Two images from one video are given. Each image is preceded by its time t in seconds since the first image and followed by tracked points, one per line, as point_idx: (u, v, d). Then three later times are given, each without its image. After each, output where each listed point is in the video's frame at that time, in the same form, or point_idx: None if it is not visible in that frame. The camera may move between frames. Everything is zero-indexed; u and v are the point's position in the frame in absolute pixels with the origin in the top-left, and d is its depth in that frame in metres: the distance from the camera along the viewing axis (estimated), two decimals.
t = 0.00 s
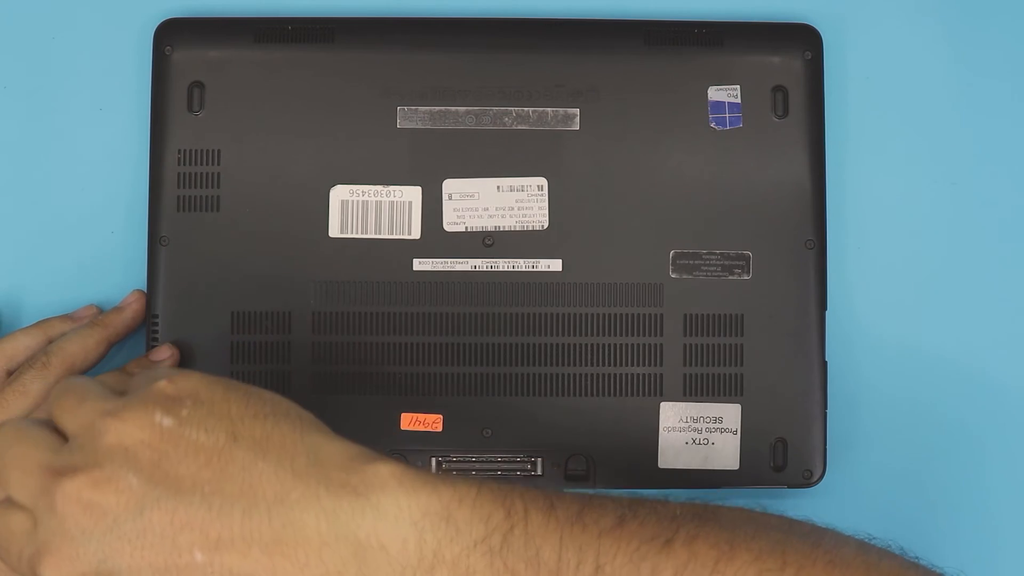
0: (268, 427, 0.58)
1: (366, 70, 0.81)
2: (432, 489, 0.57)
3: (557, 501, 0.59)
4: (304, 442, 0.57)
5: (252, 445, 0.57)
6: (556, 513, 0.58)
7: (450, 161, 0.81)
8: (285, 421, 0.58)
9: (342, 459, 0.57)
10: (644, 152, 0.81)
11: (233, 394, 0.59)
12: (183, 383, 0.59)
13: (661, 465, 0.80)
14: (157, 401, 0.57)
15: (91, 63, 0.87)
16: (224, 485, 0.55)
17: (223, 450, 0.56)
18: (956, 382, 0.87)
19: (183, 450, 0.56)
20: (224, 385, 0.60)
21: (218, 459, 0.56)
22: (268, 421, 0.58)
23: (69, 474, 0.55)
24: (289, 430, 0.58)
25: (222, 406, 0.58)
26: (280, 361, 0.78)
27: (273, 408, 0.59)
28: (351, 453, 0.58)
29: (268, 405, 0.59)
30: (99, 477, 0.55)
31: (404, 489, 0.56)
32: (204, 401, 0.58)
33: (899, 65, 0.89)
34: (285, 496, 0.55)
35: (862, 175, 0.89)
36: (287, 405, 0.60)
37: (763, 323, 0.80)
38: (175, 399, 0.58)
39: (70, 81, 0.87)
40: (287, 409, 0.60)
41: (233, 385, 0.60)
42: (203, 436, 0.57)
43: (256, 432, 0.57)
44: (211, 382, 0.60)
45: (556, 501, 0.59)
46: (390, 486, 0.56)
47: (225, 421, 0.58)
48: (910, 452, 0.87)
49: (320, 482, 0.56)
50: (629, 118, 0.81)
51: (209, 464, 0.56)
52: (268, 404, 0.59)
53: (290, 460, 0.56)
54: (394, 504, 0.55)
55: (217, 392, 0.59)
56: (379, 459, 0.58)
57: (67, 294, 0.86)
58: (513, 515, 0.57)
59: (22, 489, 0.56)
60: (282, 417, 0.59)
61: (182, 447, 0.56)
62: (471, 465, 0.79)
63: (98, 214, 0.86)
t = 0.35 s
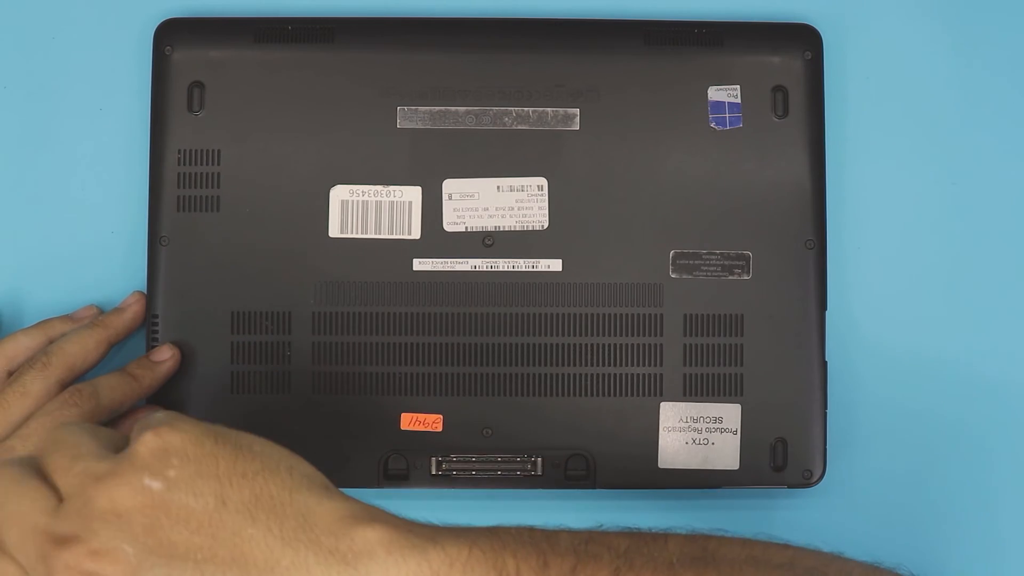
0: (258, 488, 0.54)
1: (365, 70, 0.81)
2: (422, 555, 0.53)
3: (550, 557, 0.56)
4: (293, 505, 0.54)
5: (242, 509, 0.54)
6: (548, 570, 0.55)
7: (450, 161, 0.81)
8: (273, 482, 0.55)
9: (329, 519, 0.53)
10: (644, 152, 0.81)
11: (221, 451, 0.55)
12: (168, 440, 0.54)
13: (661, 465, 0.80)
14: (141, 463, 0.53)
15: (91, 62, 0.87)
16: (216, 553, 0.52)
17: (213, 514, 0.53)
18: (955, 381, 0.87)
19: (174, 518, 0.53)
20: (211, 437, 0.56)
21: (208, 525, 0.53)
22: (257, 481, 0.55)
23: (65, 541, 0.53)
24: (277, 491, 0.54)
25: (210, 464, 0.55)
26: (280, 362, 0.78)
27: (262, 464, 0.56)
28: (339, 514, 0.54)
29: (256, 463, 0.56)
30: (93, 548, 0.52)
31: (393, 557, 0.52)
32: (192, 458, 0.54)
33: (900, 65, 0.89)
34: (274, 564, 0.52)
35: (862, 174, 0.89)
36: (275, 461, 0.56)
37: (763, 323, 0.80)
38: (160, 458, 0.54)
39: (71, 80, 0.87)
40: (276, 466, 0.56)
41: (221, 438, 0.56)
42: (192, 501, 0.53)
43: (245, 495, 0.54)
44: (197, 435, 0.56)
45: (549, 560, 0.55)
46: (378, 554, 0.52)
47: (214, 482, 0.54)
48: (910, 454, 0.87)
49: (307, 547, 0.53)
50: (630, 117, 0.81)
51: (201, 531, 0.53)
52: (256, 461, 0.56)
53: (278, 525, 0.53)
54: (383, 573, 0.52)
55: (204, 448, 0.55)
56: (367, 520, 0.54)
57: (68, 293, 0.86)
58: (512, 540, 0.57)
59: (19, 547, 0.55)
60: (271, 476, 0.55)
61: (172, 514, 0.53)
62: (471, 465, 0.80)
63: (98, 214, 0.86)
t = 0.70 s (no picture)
0: (251, 475, 0.57)
1: (365, 70, 0.81)
2: (413, 541, 0.53)
3: (538, 549, 0.54)
4: (286, 492, 0.56)
5: (233, 495, 0.56)
6: (538, 561, 0.54)
7: (450, 161, 0.81)
8: (266, 470, 0.57)
9: (322, 507, 0.55)
10: (644, 152, 0.81)
11: (214, 437, 0.58)
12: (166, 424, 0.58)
13: (661, 464, 0.80)
14: (140, 446, 0.57)
15: (91, 62, 0.87)
16: (206, 536, 0.55)
17: (204, 499, 0.56)
18: (954, 381, 0.87)
19: (165, 500, 0.56)
20: (206, 424, 0.59)
21: (199, 508, 0.56)
22: (249, 468, 0.57)
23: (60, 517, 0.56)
24: (270, 479, 0.56)
25: (203, 450, 0.58)
26: (280, 361, 0.78)
27: (256, 453, 0.58)
28: (334, 500, 0.55)
29: (251, 452, 0.58)
30: (88, 526, 0.56)
31: (382, 541, 0.53)
32: (186, 442, 0.58)
33: (899, 65, 0.89)
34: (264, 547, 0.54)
35: (862, 175, 0.89)
36: (272, 449, 0.58)
37: (763, 323, 0.80)
38: (157, 442, 0.57)
39: (71, 80, 0.87)
40: (271, 455, 0.58)
41: (215, 424, 0.59)
42: (187, 484, 0.56)
43: (237, 481, 0.56)
44: (192, 418, 0.59)
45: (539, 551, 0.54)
46: (369, 538, 0.53)
47: (208, 466, 0.57)
48: (909, 453, 0.87)
49: (299, 533, 0.54)
50: (630, 117, 0.81)
51: (192, 514, 0.56)
52: (251, 450, 0.58)
53: (269, 511, 0.55)
54: (373, 557, 0.53)
55: (199, 433, 0.58)
56: (359, 505, 0.55)
57: (68, 293, 0.86)
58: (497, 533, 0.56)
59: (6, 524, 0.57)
60: (264, 464, 0.57)
61: (165, 496, 0.56)
62: (471, 464, 0.80)
63: (98, 214, 0.86)
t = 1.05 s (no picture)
0: (239, 484, 0.57)
1: (366, 70, 0.81)
2: (406, 549, 0.54)
3: (533, 556, 0.55)
4: (276, 499, 0.56)
5: (223, 505, 0.56)
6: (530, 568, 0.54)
7: (450, 161, 0.81)
8: (256, 476, 0.57)
9: (314, 516, 0.55)
10: (644, 152, 0.81)
11: (200, 443, 0.58)
12: (146, 434, 0.57)
13: (661, 464, 0.80)
14: (123, 456, 0.57)
15: (92, 62, 0.87)
16: (197, 546, 0.55)
17: (192, 510, 0.56)
18: (955, 381, 0.87)
19: (154, 512, 0.56)
20: (191, 428, 0.59)
21: (187, 520, 0.56)
22: (238, 476, 0.57)
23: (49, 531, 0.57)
24: (260, 486, 0.57)
25: (190, 459, 0.57)
26: (280, 361, 0.78)
27: (244, 458, 0.58)
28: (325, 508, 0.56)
29: (239, 458, 0.58)
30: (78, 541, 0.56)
31: (376, 550, 0.54)
32: (170, 451, 0.57)
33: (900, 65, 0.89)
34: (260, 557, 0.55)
35: (862, 174, 0.89)
36: (259, 452, 0.58)
37: (763, 323, 0.80)
38: (141, 450, 0.57)
39: (71, 81, 0.87)
40: (259, 460, 0.58)
41: (199, 429, 0.59)
42: (172, 495, 0.56)
43: (226, 491, 0.56)
44: (179, 427, 0.59)
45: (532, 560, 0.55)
46: (362, 546, 0.54)
47: (195, 476, 0.57)
48: (909, 453, 0.87)
49: (295, 542, 0.55)
50: (630, 116, 0.81)
51: (181, 526, 0.56)
52: (238, 454, 0.58)
53: (263, 522, 0.55)
54: (366, 565, 0.53)
55: (185, 441, 0.58)
56: (352, 512, 0.56)
57: (69, 294, 0.86)
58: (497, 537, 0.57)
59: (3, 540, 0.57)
60: (253, 471, 0.57)
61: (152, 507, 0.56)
62: (470, 464, 0.80)
63: (98, 214, 0.86)
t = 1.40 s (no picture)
0: (241, 485, 0.54)
1: (365, 70, 0.81)
2: (409, 556, 0.52)
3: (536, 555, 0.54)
4: (278, 502, 0.54)
5: (224, 507, 0.54)
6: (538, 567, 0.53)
7: (450, 161, 0.81)
8: (258, 478, 0.54)
9: (315, 523, 0.53)
10: (644, 152, 0.81)
11: (201, 441, 0.55)
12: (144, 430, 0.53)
13: (661, 465, 0.80)
14: (118, 451, 0.53)
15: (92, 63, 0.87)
16: (197, 549, 0.53)
17: (191, 512, 0.53)
18: (954, 380, 0.87)
19: (150, 512, 0.53)
20: (192, 424, 0.55)
21: (187, 521, 0.53)
22: (239, 477, 0.54)
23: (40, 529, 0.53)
24: (262, 488, 0.54)
25: (190, 458, 0.54)
26: (280, 361, 0.78)
27: (247, 458, 0.55)
28: (328, 511, 0.54)
29: (241, 458, 0.55)
30: (67, 541, 0.52)
31: (380, 558, 0.52)
32: (170, 448, 0.54)
33: (901, 65, 0.89)
34: (260, 563, 0.52)
35: (862, 174, 0.89)
36: (262, 453, 0.55)
37: (763, 323, 0.80)
38: (138, 448, 0.53)
39: (71, 81, 0.87)
40: (262, 462, 0.55)
41: (203, 426, 0.55)
42: (170, 495, 0.53)
43: (227, 493, 0.54)
44: (178, 421, 0.55)
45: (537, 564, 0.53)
46: (364, 554, 0.52)
47: (194, 477, 0.54)
48: (909, 454, 0.87)
49: (295, 547, 0.52)
50: (630, 116, 0.81)
51: (181, 528, 0.53)
52: (240, 454, 0.55)
53: (263, 525, 0.53)
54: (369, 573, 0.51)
55: (186, 438, 0.55)
56: (354, 517, 0.53)
57: (69, 294, 0.86)
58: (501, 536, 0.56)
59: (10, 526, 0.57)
60: (255, 472, 0.55)
61: (149, 507, 0.53)
62: (470, 464, 0.80)
63: (97, 215, 0.86)
